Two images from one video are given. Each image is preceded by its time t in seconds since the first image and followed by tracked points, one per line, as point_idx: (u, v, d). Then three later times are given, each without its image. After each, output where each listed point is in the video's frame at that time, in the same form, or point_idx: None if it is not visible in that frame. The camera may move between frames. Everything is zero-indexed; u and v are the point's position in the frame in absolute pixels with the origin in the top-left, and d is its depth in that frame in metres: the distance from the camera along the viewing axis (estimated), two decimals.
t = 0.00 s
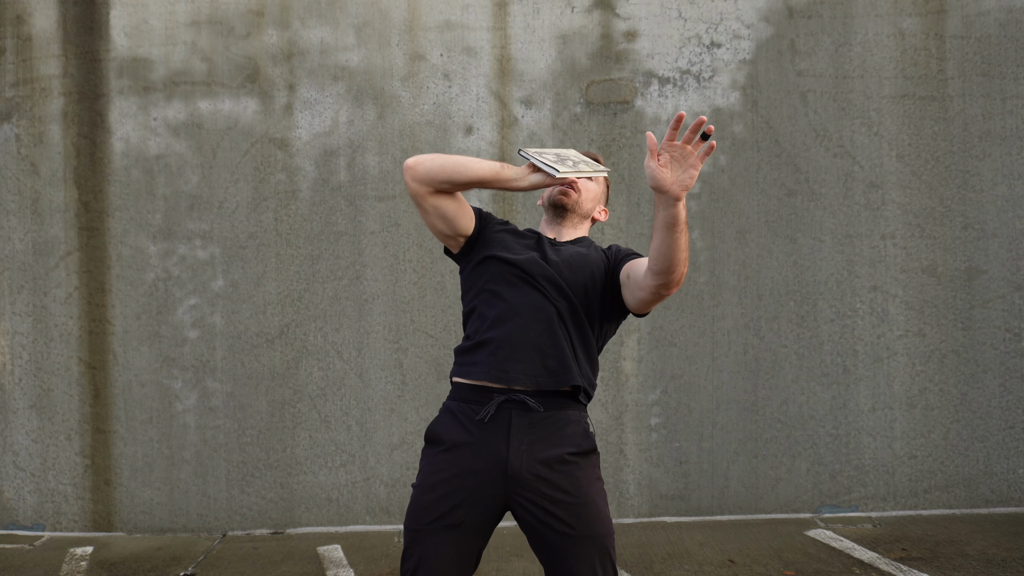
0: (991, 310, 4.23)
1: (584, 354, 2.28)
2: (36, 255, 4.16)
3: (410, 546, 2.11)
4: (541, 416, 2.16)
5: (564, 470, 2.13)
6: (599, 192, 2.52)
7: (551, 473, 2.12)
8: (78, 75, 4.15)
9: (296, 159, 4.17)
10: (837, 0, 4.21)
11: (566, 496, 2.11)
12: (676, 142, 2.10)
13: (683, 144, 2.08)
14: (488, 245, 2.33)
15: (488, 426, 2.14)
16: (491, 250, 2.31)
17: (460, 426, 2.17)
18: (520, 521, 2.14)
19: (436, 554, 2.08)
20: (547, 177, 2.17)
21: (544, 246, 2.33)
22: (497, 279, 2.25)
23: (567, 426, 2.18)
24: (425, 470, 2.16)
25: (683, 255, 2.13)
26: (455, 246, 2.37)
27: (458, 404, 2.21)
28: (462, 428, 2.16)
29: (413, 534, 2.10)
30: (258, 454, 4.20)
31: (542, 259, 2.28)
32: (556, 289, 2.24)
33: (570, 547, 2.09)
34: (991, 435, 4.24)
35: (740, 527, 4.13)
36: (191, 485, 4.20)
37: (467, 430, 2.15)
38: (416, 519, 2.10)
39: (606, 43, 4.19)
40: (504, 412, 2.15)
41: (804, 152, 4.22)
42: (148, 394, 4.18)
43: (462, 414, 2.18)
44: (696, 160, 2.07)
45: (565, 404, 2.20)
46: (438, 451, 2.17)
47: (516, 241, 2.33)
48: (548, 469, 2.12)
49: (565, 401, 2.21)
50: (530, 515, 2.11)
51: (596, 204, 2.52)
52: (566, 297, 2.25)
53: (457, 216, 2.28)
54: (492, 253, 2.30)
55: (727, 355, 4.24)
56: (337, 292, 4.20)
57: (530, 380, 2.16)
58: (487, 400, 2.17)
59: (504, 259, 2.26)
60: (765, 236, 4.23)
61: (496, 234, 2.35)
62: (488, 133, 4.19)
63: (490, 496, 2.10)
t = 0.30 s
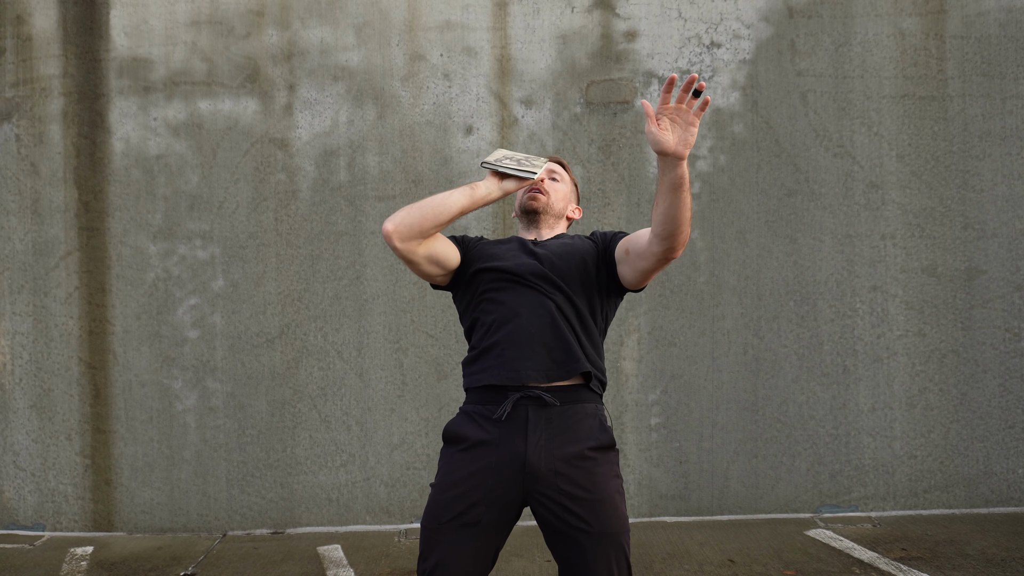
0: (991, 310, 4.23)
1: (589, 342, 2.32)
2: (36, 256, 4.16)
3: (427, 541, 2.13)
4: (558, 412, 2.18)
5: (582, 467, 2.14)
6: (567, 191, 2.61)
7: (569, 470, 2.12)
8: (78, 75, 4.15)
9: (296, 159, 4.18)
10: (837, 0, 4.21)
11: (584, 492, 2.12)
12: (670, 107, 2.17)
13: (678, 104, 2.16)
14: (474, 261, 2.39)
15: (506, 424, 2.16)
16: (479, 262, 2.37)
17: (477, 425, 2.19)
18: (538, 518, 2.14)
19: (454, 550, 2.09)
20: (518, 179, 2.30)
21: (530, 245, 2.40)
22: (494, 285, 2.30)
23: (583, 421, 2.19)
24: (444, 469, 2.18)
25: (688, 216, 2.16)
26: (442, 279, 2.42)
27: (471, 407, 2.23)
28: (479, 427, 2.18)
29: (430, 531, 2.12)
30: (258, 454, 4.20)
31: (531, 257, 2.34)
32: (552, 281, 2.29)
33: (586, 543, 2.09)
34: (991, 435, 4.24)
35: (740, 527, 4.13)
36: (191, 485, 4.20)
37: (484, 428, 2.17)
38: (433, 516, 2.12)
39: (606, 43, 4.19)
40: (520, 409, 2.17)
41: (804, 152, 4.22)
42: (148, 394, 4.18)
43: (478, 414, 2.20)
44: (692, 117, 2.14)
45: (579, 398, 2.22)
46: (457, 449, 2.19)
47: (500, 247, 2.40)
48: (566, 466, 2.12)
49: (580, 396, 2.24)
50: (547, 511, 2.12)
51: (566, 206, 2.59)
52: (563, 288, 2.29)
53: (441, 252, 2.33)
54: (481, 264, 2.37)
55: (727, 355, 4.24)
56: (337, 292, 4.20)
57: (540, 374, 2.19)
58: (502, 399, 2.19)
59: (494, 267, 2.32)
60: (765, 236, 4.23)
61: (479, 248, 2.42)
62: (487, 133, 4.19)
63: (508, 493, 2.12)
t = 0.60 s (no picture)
0: (991, 310, 4.23)
1: (593, 336, 2.32)
2: (36, 255, 4.16)
3: (443, 539, 2.16)
4: (573, 410, 2.18)
5: (598, 464, 2.15)
6: (539, 186, 2.59)
7: (586, 467, 2.13)
8: (78, 75, 4.15)
9: (296, 159, 4.18)
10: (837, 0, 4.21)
11: (602, 488, 2.13)
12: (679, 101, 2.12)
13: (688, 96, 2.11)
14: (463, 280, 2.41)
15: (522, 425, 2.17)
16: (468, 279, 2.39)
17: (494, 426, 2.22)
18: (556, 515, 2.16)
19: (471, 547, 2.12)
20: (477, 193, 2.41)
21: (514, 249, 2.40)
22: (488, 298, 2.32)
23: (599, 418, 2.20)
24: (462, 469, 2.22)
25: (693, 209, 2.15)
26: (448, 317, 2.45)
27: (484, 414, 2.26)
28: (493, 429, 2.21)
29: (447, 528, 2.15)
30: (258, 454, 4.20)
31: (519, 261, 2.34)
32: (545, 281, 2.29)
33: (602, 541, 2.09)
34: (991, 435, 4.24)
35: (741, 527, 4.13)
36: (191, 485, 4.20)
37: (500, 429, 2.20)
38: (450, 513, 2.16)
39: (606, 43, 4.19)
40: (534, 410, 2.17)
41: (804, 152, 4.22)
42: (148, 394, 4.18)
43: (494, 416, 2.23)
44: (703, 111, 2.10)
45: (593, 396, 2.23)
46: (474, 450, 2.22)
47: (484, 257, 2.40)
48: (582, 464, 2.13)
49: (596, 394, 2.24)
50: (563, 508, 2.13)
51: (540, 202, 2.57)
52: (557, 287, 2.29)
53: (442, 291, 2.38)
54: (471, 279, 2.38)
55: (727, 355, 4.24)
56: (336, 292, 4.20)
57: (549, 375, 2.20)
58: (516, 402, 2.20)
59: (484, 279, 2.34)
60: (765, 236, 4.23)
61: (465, 264, 2.43)
62: (488, 133, 4.19)
63: (525, 490, 2.15)
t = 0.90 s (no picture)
0: (991, 310, 4.23)
1: (594, 331, 2.32)
2: (36, 255, 4.16)
3: (450, 531, 2.17)
4: (580, 407, 2.19)
5: (605, 458, 2.16)
6: (521, 172, 2.53)
7: (593, 462, 2.15)
8: (78, 75, 4.15)
9: (296, 159, 4.18)
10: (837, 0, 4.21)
11: (609, 482, 2.14)
12: (723, 132, 2.03)
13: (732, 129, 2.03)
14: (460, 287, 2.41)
15: (529, 423, 2.19)
16: (466, 285, 2.38)
17: (502, 422, 2.23)
18: (563, 509, 2.18)
19: (477, 539, 2.13)
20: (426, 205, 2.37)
21: (509, 249, 2.38)
22: (487, 303, 2.32)
23: (605, 413, 2.20)
24: (471, 464, 2.23)
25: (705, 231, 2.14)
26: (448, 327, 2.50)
27: (489, 414, 2.28)
28: (500, 427, 2.22)
29: (455, 521, 2.16)
30: (258, 454, 4.20)
31: (515, 263, 2.32)
32: (543, 282, 2.28)
33: (608, 535, 2.11)
34: (991, 435, 4.24)
35: (741, 527, 4.13)
36: (191, 485, 4.20)
37: (507, 425, 2.22)
38: (457, 507, 2.17)
39: (606, 43, 4.19)
40: (541, 411, 2.19)
41: (804, 152, 4.22)
42: (148, 394, 4.18)
43: (501, 414, 2.24)
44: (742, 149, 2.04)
45: (598, 390, 2.23)
46: (483, 446, 2.24)
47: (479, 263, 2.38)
48: (589, 458, 2.15)
49: (602, 390, 2.24)
50: (571, 503, 2.15)
51: (524, 189, 2.51)
52: (555, 287, 2.28)
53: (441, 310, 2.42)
54: (468, 285, 2.38)
55: (727, 355, 4.24)
56: (337, 292, 4.20)
57: (552, 376, 2.21)
58: (522, 400, 2.21)
59: (482, 285, 2.33)
60: (765, 236, 4.23)
61: (461, 269, 2.42)
62: (488, 133, 4.20)
63: (533, 484, 2.16)
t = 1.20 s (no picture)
0: (991, 310, 4.23)
1: (593, 329, 2.33)
2: (36, 255, 4.16)
3: (451, 524, 2.21)
4: (580, 403, 2.21)
5: (604, 451, 2.18)
6: (514, 156, 2.46)
7: (592, 455, 2.17)
8: (78, 75, 4.15)
9: (296, 159, 4.18)
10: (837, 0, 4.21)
11: (607, 473, 2.16)
12: (757, 183, 1.99)
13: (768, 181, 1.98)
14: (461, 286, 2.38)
15: (530, 418, 2.21)
16: (466, 284, 2.36)
17: (502, 415, 2.26)
18: (563, 500, 2.21)
19: (478, 531, 2.17)
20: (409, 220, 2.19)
21: (508, 247, 2.34)
22: (486, 304, 2.32)
23: (604, 408, 2.22)
24: (472, 457, 2.27)
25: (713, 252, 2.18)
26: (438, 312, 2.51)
27: (489, 408, 2.31)
28: (501, 422, 2.25)
29: (456, 513, 2.20)
30: (258, 454, 4.20)
31: (515, 265, 2.30)
32: (544, 284, 2.28)
33: (605, 527, 2.14)
34: (991, 435, 4.24)
35: (741, 527, 4.13)
36: (191, 485, 4.20)
37: (507, 420, 2.24)
38: (459, 499, 2.20)
39: (606, 43, 4.19)
40: (541, 407, 2.21)
41: (804, 152, 4.22)
42: (148, 394, 4.18)
43: (502, 409, 2.27)
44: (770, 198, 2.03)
45: (598, 386, 2.25)
46: (484, 439, 2.27)
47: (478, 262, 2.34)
48: (588, 451, 2.18)
49: (602, 385, 2.26)
50: (569, 494, 2.18)
51: (516, 173, 2.46)
52: (556, 288, 2.28)
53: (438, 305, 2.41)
54: (468, 285, 2.35)
55: (727, 355, 4.24)
56: (337, 292, 4.20)
57: (552, 374, 2.22)
58: (523, 396, 2.24)
59: (482, 287, 2.31)
60: (765, 236, 4.23)
61: (459, 266, 2.39)
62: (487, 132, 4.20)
63: (533, 477, 2.19)
